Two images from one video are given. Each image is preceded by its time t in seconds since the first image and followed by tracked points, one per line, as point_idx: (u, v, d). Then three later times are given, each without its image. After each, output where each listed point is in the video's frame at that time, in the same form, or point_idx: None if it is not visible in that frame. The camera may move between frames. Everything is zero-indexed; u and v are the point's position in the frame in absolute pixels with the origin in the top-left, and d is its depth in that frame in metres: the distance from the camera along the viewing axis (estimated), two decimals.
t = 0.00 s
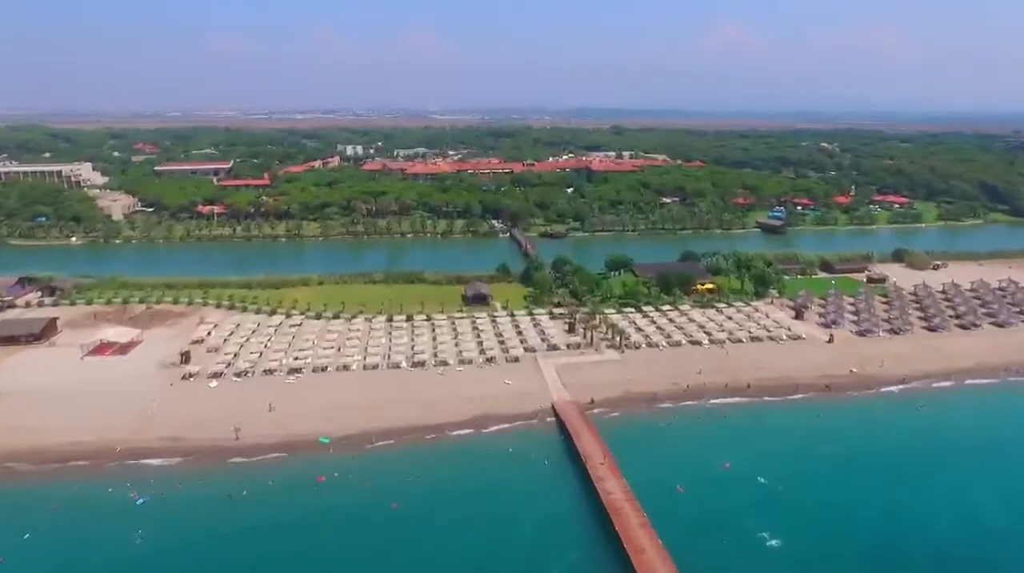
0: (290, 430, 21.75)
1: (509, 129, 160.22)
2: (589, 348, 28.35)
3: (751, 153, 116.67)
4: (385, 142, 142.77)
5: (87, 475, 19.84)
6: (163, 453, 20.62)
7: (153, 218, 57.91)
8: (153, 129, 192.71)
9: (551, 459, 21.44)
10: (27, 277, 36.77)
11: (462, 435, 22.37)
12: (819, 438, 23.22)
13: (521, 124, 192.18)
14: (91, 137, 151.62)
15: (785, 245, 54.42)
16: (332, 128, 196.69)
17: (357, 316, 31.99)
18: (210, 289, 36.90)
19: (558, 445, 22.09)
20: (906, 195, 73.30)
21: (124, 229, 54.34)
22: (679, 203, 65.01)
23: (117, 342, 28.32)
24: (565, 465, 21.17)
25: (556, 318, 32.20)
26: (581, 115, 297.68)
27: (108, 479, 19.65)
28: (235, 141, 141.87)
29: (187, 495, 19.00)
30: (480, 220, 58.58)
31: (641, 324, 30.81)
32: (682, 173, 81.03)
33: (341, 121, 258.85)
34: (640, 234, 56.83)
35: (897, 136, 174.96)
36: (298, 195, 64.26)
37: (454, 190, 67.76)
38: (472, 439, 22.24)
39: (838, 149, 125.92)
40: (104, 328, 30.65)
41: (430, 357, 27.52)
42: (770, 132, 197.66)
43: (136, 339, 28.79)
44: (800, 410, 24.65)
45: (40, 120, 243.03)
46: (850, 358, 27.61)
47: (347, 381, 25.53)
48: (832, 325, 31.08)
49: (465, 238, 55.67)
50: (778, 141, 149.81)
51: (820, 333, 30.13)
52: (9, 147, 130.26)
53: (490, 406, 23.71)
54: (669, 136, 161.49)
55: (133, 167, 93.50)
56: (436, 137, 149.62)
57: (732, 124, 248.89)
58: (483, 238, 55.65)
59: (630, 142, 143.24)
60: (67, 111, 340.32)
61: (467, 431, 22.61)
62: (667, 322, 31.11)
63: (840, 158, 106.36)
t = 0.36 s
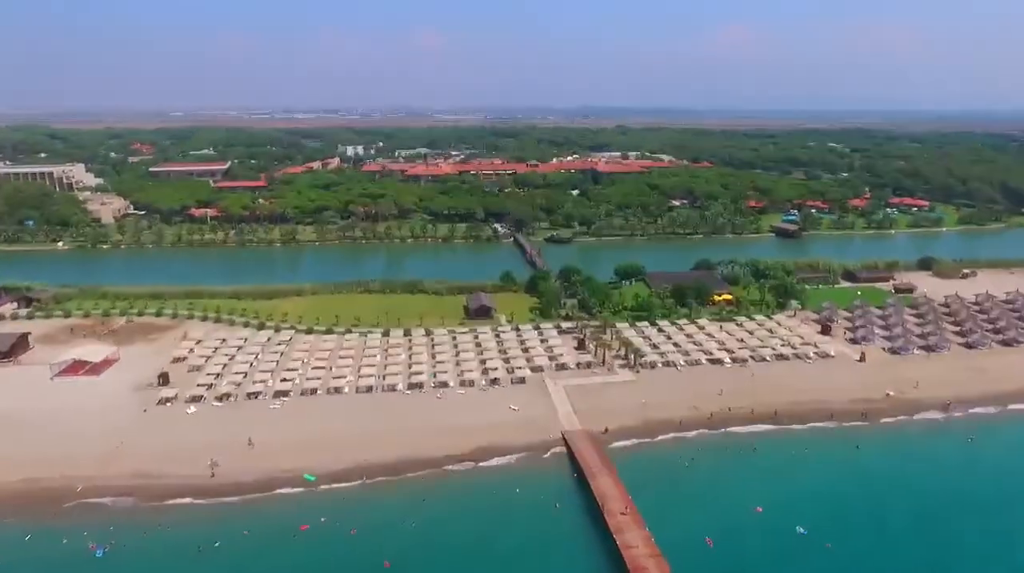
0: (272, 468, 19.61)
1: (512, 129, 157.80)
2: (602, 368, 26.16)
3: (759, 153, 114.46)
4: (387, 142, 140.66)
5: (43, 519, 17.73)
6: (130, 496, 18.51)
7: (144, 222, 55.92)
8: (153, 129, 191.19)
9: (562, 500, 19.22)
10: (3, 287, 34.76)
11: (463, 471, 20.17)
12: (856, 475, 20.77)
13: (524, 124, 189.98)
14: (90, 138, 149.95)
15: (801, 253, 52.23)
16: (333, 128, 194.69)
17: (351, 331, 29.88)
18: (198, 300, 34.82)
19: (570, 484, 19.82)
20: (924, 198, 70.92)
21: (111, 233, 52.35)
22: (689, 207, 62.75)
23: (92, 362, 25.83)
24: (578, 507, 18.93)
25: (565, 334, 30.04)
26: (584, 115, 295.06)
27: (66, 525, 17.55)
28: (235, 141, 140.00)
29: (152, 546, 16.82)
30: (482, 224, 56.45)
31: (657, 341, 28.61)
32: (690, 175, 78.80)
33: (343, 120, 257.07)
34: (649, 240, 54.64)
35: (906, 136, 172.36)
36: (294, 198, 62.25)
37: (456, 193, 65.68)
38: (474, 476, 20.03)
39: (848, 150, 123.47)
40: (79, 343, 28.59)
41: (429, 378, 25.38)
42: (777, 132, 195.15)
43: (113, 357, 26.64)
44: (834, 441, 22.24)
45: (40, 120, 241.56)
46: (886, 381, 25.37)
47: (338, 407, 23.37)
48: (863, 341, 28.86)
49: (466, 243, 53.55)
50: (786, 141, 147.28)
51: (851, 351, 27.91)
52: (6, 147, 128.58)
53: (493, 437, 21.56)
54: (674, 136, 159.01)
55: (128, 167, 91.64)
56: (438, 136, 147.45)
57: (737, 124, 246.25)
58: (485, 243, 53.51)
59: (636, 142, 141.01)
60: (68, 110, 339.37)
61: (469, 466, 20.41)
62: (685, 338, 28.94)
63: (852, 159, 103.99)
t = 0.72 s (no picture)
0: (244, 518, 17.43)
1: (512, 129, 155.75)
2: (611, 393, 24.01)
3: (764, 154, 112.42)
4: (385, 142, 138.83)
5: None
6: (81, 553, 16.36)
7: (129, 227, 53.72)
8: (149, 129, 189.07)
9: (570, 550, 17.00)
10: None
11: (459, 517, 17.95)
12: (897, 519, 18.53)
13: (524, 124, 187.98)
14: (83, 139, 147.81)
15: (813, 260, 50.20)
16: (331, 129, 192.56)
17: (339, 350, 27.70)
18: (178, 313, 32.63)
19: (580, 531, 17.53)
20: (937, 200, 68.86)
21: (93, 238, 50.23)
22: (696, 210, 60.66)
23: (53, 388, 23.62)
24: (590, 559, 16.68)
25: (570, 352, 27.85)
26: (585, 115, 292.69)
27: None
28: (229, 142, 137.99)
29: None
30: (481, 229, 54.22)
31: (670, 361, 26.42)
32: (695, 177, 76.62)
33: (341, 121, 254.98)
34: (654, 246, 52.45)
35: (912, 136, 170.30)
36: (287, 202, 60.19)
37: (455, 196, 63.57)
38: (471, 522, 17.79)
39: (854, 150, 121.23)
40: (45, 364, 26.45)
41: (423, 404, 23.22)
42: (779, 132, 193.02)
43: (78, 382, 24.43)
44: (869, 478, 20.00)
45: (35, 121, 239.36)
46: (923, 407, 23.19)
47: (322, 440, 21.17)
48: (892, 360, 26.70)
49: (465, 248, 51.34)
50: (790, 141, 145.03)
51: (881, 371, 25.74)
52: None
53: (493, 476, 19.38)
54: (677, 136, 156.90)
55: (118, 169, 89.55)
56: (437, 137, 145.21)
57: (739, 124, 244.05)
58: (484, 249, 51.28)
59: (638, 142, 139.08)
60: (65, 110, 337.34)
61: (466, 510, 18.21)
62: (700, 358, 26.78)
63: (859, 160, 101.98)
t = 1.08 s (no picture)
0: None
1: (512, 130, 153.87)
2: (623, 422, 21.87)
3: (769, 154, 110.40)
4: (382, 143, 136.88)
5: None
6: None
7: (112, 232, 51.60)
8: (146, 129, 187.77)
9: None
10: None
11: None
12: None
13: (523, 124, 185.95)
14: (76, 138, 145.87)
15: (826, 268, 48.22)
16: (328, 129, 190.51)
17: (326, 371, 25.56)
18: (155, 328, 30.49)
19: None
20: (950, 203, 66.81)
21: (74, 245, 48.12)
22: (703, 215, 58.61)
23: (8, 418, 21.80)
24: None
25: (576, 373, 25.67)
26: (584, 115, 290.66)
27: None
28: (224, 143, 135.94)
29: None
30: (481, 235, 52.12)
31: (686, 384, 24.23)
32: (699, 179, 74.55)
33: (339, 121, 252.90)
34: (661, 253, 50.28)
35: (914, 136, 169.04)
36: (278, 206, 58.12)
37: (453, 199, 61.50)
38: None
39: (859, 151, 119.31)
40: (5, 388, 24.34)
41: (416, 435, 21.05)
42: (781, 132, 191.20)
43: (37, 410, 22.49)
44: (915, 523, 17.81)
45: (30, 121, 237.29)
46: (967, 439, 21.06)
47: (303, 478, 18.98)
48: (927, 382, 24.57)
49: (463, 255, 49.18)
50: (793, 142, 143.13)
51: (916, 396, 23.61)
52: None
53: (494, 524, 17.22)
54: (678, 136, 155.05)
55: (108, 171, 87.41)
56: (435, 136, 143.15)
57: (740, 123, 242.25)
58: (482, 257, 49.06)
59: (639, 142, 137.06)
60: (61, 109, 335.17)
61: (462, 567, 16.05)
62: (718, 380, 24.65)
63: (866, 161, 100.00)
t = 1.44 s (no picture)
0: None
1: (510, 130, 151.77)
2: (637, 456, 19.76)
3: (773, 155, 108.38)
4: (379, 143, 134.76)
5: None
6: None
7: (94, 238, 49.44)
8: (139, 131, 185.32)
9: None
10: None
11: None
12: None
13: (522, 124, 183.94)
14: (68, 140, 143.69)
15: (840, 276, 46.15)
16: (325, 129, 188.36)
17: (310, 396, 23.44)
18: (129, 345, 28.34)
19: None
20: (964, 206, 64.82)
21: (54, 252, 45.98)
22: (709, 219, 56.59)
23: None
24: None
25: (583, 397, 23.56)
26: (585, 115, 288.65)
27: None
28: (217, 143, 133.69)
29: None
30: (480, 240, 50.03)
31: (703, 411, 22.11)
32: (704, 181, 72.44)
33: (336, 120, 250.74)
34: (668, 259, 48.18)
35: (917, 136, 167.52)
36: (269, 210, 56.00)
37: (450, 203, 59.41)
38: None
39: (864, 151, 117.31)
40: None
41: (407, 471, 18.92)
42: (783, 133, 189.46)
43: None
44: None
45: (25, 121, 235.11)
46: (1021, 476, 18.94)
47: (279, 525, 16.82)
48: (968, 407, 22.46)
49: (460, 262, 47.13)
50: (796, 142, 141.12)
51: (958, 424, 21.51)
52: None
53: None
54: (680, 137, 153.10)
55: (97, 172, 85.19)
56: (432, 137, 141.09)
57: (741, 123, 240.45)
58: (480, 263, 47.02)
59: (640, 142, 134.98)
60: (55, 109, 332.06)
61: None
62: (739, 406, 22.54)
63: (873, 162, 98.04)
